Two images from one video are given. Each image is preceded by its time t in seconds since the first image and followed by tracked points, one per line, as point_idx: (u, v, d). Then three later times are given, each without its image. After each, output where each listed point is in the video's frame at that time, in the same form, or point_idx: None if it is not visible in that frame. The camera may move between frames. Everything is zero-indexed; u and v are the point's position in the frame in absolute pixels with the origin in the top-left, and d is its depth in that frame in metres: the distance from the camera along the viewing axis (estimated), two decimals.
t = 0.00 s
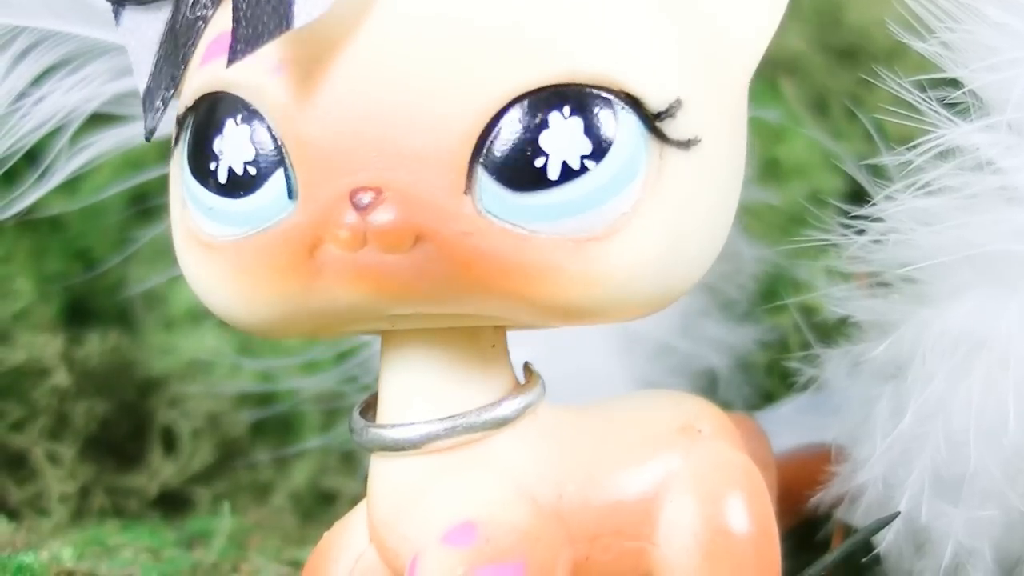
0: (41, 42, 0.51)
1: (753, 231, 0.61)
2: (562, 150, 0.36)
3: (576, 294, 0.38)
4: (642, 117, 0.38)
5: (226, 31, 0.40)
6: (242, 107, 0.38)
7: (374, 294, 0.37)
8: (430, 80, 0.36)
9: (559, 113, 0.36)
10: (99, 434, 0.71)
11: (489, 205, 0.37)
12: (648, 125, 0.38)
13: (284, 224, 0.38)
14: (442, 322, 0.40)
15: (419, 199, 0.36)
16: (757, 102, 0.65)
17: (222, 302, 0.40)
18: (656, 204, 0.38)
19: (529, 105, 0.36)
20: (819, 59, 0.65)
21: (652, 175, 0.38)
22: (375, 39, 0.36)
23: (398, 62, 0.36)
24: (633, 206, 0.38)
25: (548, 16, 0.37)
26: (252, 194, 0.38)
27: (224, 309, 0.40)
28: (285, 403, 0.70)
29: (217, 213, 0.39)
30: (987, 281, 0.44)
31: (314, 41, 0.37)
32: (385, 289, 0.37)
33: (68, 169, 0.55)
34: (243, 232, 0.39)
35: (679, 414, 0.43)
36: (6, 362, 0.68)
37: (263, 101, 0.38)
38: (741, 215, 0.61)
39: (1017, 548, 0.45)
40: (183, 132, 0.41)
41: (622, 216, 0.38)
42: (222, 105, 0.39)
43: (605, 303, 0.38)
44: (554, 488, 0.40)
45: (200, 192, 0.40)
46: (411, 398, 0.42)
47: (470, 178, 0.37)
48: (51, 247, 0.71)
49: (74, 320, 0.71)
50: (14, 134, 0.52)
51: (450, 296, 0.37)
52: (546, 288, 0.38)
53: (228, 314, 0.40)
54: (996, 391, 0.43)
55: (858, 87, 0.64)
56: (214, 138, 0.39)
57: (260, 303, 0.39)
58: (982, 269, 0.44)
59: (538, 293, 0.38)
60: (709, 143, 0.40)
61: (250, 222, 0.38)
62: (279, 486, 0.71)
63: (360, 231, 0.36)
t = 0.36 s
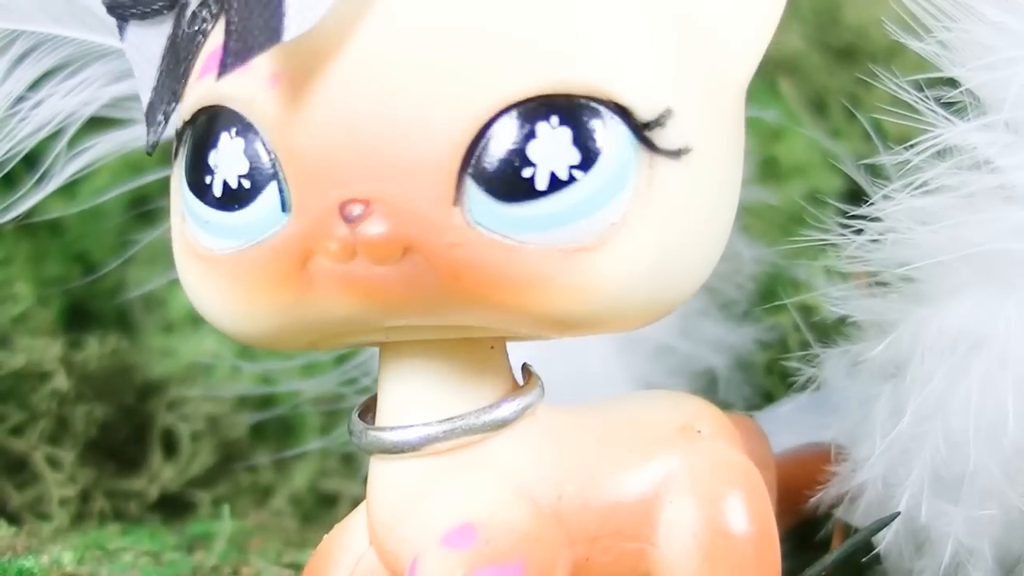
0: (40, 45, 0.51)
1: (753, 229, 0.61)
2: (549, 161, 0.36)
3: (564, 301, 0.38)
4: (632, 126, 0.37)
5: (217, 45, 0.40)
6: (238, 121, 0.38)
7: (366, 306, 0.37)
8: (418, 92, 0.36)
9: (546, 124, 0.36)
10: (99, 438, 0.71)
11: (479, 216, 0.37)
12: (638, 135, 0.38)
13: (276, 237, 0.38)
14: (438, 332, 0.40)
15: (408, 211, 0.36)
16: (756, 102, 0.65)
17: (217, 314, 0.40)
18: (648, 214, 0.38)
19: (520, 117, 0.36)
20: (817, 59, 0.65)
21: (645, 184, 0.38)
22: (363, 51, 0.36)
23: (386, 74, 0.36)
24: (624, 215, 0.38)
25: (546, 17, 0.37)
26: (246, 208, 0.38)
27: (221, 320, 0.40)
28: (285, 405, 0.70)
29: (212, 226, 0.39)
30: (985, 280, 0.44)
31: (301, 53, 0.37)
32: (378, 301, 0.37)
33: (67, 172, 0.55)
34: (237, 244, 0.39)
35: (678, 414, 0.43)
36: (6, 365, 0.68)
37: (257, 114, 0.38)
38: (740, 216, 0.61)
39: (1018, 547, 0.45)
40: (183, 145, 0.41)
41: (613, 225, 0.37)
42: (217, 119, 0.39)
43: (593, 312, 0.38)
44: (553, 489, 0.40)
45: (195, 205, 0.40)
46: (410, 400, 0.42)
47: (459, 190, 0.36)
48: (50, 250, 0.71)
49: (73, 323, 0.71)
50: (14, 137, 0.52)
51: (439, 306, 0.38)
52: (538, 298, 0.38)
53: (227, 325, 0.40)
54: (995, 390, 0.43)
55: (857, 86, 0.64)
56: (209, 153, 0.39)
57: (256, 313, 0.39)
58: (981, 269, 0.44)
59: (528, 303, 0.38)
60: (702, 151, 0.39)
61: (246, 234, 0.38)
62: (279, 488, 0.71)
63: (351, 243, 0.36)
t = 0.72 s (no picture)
0: (41, 48, 0.51)
1: (753, 232, 0.61)
2: (557, 171, 0.36)
3: (575, 312, 0.38)
4: (640, 136, 0.38)
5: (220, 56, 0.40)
6: (241, 131, 0.38)
7: (375, 318, 0.37)
8: (424, 103, 0.36)
9: (554, 135, 0.36)
10: (100, 441, 0.71)
11: (486, 227, 0.37)
12: (646, 145, 0.38)
13: (285, 249, 0.38)
14: (443, 344, 0.40)
15: (417, 222, 0.36)
16: (757, 105, 0.65)
17: (221, 325, 0.40)
18: (656, 226, 0.38)
19: (525, 127, 0.36)
20: (817, 62, 0.65)
21: (651, 195, 0.38)
22: (369, 63, 0.36)
23: (396, 85, 0.36)
24: (632, 225, 0.38)
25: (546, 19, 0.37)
26: (252, 218, 0.38)
27: (224, 332, 0.40)
28: (287, 408, 0.70)
29: (218, 237, 0.39)
30: (986, 283, 0.44)
31: (304, 65, 0.37)
32: (385, 312, 0.37)
33: (68, 175, 0.55)
34: (242, 256, 0.39)
35: (679, 417, 0.43)
36: (7, 368, 0.68)
37: (260, 125, 0.38)
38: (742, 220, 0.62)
39: (1019, 549, 0.45)
40: (183, 156, 0.41)
41: (621, 236, 0.38)
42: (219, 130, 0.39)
43: (607, 322, 0.38)
44: (554, 493, 0.40)
45: (200, 217, 0.40)
46: (410, 404, 0.42)
47: (467, 200, 0.37)
48: (51, 253, 0.71)
49: (74, 326, 0.71)
50: (14, 140, 0.52)
51: (447, 318, 0.38)
52: (547, 309, 0.38)
53: (229, 338, 0.40)
54: (996, 393, 0.43)
55: (857, 90, 0.64)
56: (213, 165, 0.39)
57: (261, 325, 0.39)
58: (982, 273, 0.44)
59: (540, 314, 0.38)
60: (707, 162, 0.39)
61: (253, 247, 0.38)
62: (281, 491, 0.71)
63: (359, 255, 0.36)
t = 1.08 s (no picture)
0: (41, 52, 0.51)
1: (754, 235, 0.61)
2: (581, 167, 0.37)
3: (593, 307, 0.38)
4: (659, 134, 0.38)
5: (227, 47, 0.40)
6: (251, 122, 0.38)
7: (392, 312, 0.38)
8: (449, 99, 0.36)
9: (579, 131, 0.37)
10: (102, 444, 0.71)
11: (507, 223, 0.37)
12: (665, 143, 0.38)
13: (300, 242, 0.38)
14: (458, 338, 0.40)
15: (439, 217, 0.36)
16: (758, 109, 0.65)
17: (229, 318, 0.40)
18: (673, 223, 0.39)
19: (549, 122, 0.36)
20: (820, 66, 0.65)
21: (669, 193, 0.39)
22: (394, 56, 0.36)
23: (421, 79, 0.36)
24: (650, 223, 0.38)
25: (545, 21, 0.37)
26: (263, 211, 0.38)
27: (234, 327, 0.40)
28: (289, 411, 0.70)
29: (226, 230, 0.39)
30: (987, 286, 0.44)
31: (327, 59, 0.37)
32: (404, 307, 0.37)
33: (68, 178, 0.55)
34: (256, 249, 0.39)
35: (681, 420, 0.43)
36: (9, 372, 0.68)
37: (274, 118, 0.38)
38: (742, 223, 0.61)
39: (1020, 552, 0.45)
40: (184, 147, 0.41)
41: (639, 233, 0.38)
42: (227, 121, 0.39)
43: (622, 316, 0.39)
44: (556, 495, 0.41)
45: (206, 209, 0.40)
46: (412, 407, 0.42)
47: (488, 196, 0.37)
48: (53, 258, 0.71)
49: (76, 330, 0.71)
50: (15, 144, 0.52)
51: (465, 312, 0.38)
52: (565, 304, 0.38)
53: (237, 332, 0.40)
54: (997, 396, 0.43)
55: (859, 93, 0.64)
56: (221, 156, 0.39)
57: (275, 319, 0.39)
58: (983, 275, 0.44)
59: (558, 309, 0.38)
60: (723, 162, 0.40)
61: (261, 239, 0.38)
62: (282, 495, 0.71)
63: (379, 249, 0.36)
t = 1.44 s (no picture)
0: (43, 57, 0.51)
1: (754, 238, 0.61)
2: (514, 177, 0.36)
3: (541, 319, 0.38)
4: (598, 138, 0.37)
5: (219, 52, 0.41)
6: (228, 147, 0.39)
7: (346, 328, 0.38)
8: (390, 114, 0.36)
9: (510, 141, 0.36)
10: (103, 450, 0.71)
11: (449, 236, 0.37)
12: (607, 149, 0.37)
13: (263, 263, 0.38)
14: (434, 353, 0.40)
15: (381, 233, 0.36)
16: (758, 113, 0.65)
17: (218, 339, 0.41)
18: (620, 226, 0.38)
19: (481, 132, 0.36)
20: (821, 70, 0.65)
21: (615, 197, 0.37)
22: (337, 72, 0.37)
23: (363, 95, 0.36)
24: (595, 228, 0.37)
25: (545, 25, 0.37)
26: (239, 231, 0.39)
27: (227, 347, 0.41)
28: (290, 416, 0.70)
29: (212, 251, 0.40)
30: (988, 289, 0.44)
31: (277, 78, 0.38)
32: (356, 322, 0.38)
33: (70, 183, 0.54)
34: (237, 269, 0.40)
35: (682, 424, 0.43)
36: (10, 377, 0.68)
37: (240, 137, 0.39)
38: (741, 226, 0.61)
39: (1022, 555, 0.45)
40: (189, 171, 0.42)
41: (583, 241, 0.37)
42: (211, 146, 0.40)
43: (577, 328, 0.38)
44: (557, 499, 0.41)
45: (198, 231, 0.41)
46: (412, 411, 0.42)
47: (429, 210, 0.37)
48: (54, 264, 0.71)
49: (77, 336, 0.72)
50: (15, 150, 0.52)
51: (418, 326, 0.38)
52: (514, 316, 0.38)
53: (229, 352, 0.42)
54: (997, 398, 0.43)
55: (860, 97, 0.64)
56: (205, 180, 0.40)
57: (252, 338, 0.40)
58: (985, 278, 0.44)
59: (506, 322, 0.38)
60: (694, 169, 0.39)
61: (240, 259, 0.39)
62: (283, 500, 0.71)
63: (324, 266, 0.37)
